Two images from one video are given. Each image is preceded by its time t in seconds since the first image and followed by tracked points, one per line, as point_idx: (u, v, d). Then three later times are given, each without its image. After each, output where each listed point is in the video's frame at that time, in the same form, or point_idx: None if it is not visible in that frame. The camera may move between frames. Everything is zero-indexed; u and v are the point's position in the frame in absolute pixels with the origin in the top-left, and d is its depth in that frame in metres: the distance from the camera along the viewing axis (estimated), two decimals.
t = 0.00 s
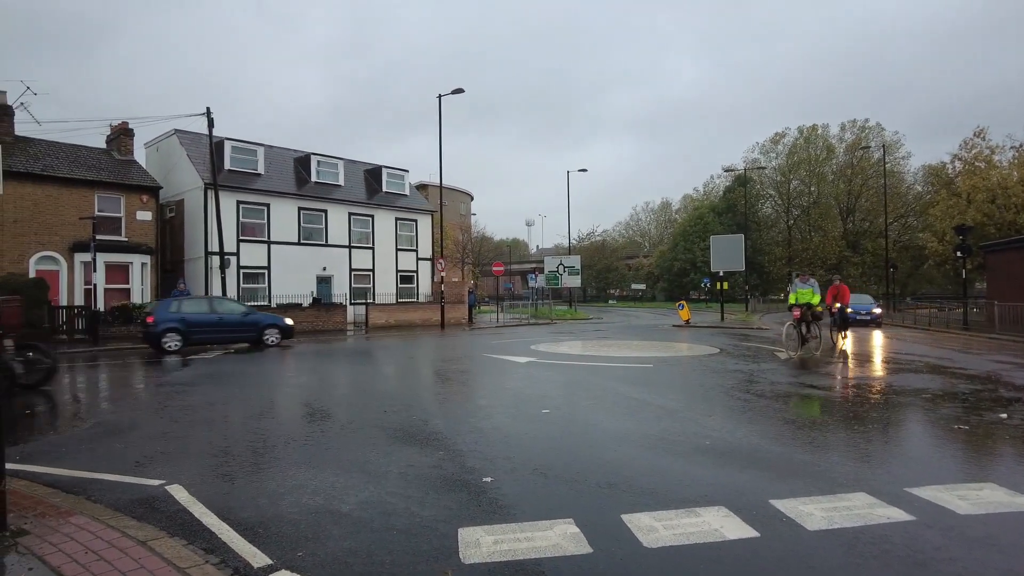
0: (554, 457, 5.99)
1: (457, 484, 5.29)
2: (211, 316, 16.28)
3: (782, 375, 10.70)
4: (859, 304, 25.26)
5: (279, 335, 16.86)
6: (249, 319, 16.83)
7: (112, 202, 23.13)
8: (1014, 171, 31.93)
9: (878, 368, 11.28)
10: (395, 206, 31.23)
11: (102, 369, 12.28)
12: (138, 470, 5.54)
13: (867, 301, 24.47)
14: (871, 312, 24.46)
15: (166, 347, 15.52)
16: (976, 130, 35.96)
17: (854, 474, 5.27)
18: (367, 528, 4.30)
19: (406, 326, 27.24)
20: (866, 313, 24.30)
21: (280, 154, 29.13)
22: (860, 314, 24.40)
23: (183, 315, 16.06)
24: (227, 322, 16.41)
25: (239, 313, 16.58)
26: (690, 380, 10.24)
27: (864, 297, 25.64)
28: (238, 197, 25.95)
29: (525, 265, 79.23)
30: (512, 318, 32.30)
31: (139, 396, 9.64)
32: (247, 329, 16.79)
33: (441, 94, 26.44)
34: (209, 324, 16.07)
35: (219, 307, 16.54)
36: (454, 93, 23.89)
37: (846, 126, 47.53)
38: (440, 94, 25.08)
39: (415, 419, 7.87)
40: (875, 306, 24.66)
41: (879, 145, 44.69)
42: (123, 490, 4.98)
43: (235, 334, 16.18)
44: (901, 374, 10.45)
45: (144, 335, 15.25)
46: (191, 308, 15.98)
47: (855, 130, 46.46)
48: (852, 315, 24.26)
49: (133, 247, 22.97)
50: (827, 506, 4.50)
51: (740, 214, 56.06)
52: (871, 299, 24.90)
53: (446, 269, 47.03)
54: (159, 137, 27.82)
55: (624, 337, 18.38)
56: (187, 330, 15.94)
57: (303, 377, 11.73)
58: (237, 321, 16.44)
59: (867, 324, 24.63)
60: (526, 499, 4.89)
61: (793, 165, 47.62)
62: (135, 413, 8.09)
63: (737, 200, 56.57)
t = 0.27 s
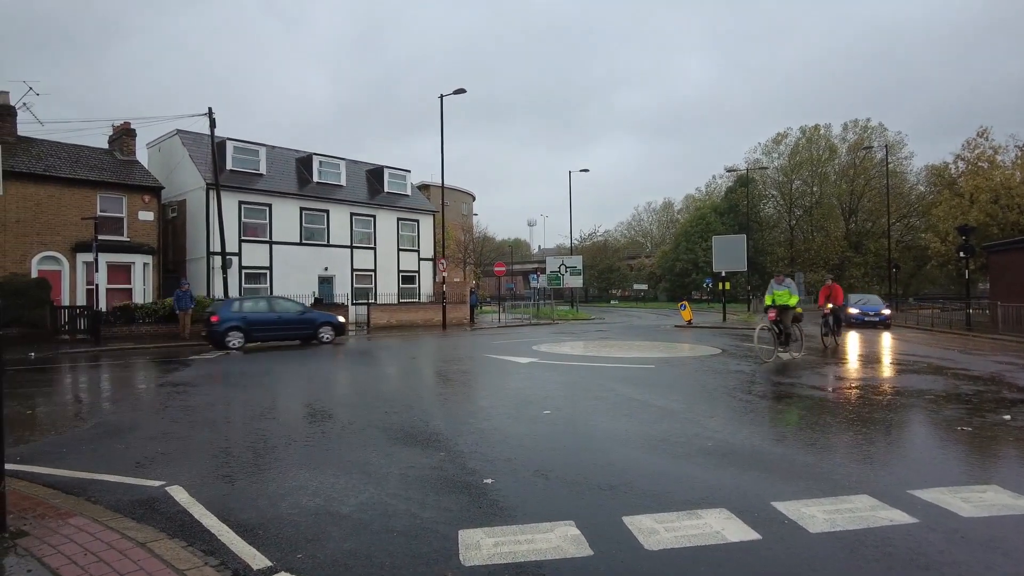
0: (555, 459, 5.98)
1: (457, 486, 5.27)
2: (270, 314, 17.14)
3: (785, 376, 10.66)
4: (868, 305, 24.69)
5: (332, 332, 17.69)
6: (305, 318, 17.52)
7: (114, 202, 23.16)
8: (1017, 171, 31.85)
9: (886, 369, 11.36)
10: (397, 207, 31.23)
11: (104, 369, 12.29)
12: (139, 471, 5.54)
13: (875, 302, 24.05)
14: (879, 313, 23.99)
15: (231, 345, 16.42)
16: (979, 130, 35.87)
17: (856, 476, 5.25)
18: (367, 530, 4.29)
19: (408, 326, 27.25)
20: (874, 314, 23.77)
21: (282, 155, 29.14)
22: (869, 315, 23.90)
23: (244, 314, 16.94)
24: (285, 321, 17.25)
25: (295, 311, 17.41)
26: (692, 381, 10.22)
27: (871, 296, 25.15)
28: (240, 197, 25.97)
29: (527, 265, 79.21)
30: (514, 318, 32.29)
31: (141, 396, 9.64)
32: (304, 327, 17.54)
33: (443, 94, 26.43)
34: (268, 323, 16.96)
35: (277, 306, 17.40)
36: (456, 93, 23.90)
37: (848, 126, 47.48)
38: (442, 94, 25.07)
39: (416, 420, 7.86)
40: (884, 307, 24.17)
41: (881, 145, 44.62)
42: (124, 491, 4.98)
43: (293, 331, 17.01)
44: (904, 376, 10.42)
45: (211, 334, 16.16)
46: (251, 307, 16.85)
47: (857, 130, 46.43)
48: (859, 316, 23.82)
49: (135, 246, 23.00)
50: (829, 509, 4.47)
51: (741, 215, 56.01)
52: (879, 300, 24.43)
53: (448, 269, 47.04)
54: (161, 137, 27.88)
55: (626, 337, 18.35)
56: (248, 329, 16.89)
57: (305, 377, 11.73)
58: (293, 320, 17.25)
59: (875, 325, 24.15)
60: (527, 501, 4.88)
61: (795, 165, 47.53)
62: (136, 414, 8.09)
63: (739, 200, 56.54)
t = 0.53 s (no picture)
0: (556, 459, 5.97)
1: (458, 486, 5.27)
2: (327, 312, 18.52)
3: (787, 377, 10.64)
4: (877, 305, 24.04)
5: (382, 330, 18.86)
6: (359, 315, 18.94)
7: (115, 202, 23.18)
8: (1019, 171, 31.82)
9: (894, 368, 11.42)
10: (398, 207, 31.25)
11: (105, 369, 12.29)
12: (140, 471, 5.53)
13: (883, 302, 23.60)
14: (887, 314, 23.45)
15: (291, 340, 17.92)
16: (981, 130, 35.87)
17: (857, 477, 5.24)
18: (367, 530, 4.28)
19: (409, 326, 27.27)
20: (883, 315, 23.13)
21: (283, 155, 29.16)
22: (877, 317, 23.33)
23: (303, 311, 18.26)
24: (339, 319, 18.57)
25: (349, 309, 18.68)
26: (693, 381, 10.22)
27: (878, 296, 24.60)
28: (242, 197, 25.98)
29: (529, 266, 79.24)
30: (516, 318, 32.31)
31: (141, 396, 9.64)
32: (358, 323, 18.95)
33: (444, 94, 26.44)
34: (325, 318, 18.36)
35: (333, 305, 18.75)
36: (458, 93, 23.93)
37: (850, 127, 47.46)
38: (444, 94, 25.09)
39: (417, 420, 7.85)
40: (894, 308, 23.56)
41: (883, 146, 44.62)
42: (124, 491, 4.98)
43: (347, 329, 18.24)
44: (905, 376, 10.40)
45: (272, 329, 17.70)
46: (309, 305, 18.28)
47: (858, 130, 46.41)
48: (868, 318, 23.30)
49: (136, 246, 23.01)
50: (830, 510, 4.46)
51: (743, 215, 56.00)
52: (887, 299, 23.91)
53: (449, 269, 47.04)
54: (162, 137, 27.90)
55: (627, 337, 18.36)
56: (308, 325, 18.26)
57: (305, 377, 11.74)
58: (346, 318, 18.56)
59: (884, 326, 23.58)
60: (527, 502, 4.86)
61: (797, 166, 47.47)
62: (136, 414, 8.08)
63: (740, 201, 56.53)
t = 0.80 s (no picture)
0: (558, 460, 5.96)
1: (459, 487, 5.27)
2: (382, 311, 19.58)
3: (789, 378, 10.62)
4: (888, 307, 23.19)
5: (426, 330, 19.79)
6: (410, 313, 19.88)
7: (117, 202, 23.21)
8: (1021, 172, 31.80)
9: (903, 368, 11.55)
10: (399, 207, 31.28)
11: (107, 369, 12.31)
12: (141, 470, 5.54)
13: (893, 303, 22.76)
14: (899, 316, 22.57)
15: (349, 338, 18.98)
16: (982, 131, 35.85)
17: (858, 478, 5.22)
18: (369, 531, 4.28)
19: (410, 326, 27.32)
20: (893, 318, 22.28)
21: (285, 155, 29.18)
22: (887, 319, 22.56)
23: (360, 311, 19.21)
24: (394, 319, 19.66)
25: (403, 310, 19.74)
26: (695, 382, 10.20)
27: (887, 297, 23.91)
28: (243, 197, 26.01)
29: (530, 266, 79.21)
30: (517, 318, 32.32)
31: (143, 396, 9.65)
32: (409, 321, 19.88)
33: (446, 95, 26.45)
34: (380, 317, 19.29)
35: (386, 305, 19.73)
36: (459, 93, 23.97)
37: (851, 128, 47.43)
38: (445, 94, 25.13)
39: (417, 421, 7.85)
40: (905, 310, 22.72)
41: (884, 146, 44.61)
42: (125, 491, 4.98)
43: (403, 330, 19.33)
44: (907, 377, 10.39)
45: (333, 328, 18.58)
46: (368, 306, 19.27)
47: (860, 131, 46.38)
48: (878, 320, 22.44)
49: (138, 247, 23.04)
50: (832, 511, 4.45)
51: (744, 216, 55.96)
52: (897, 300, 23.25)
53: (450, 270, 47.07)
54: (164, 137, 27.93)
55: (628, 338, 18.35)
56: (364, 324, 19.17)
57: (306, 377, 11.74)
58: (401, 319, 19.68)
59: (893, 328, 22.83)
60: (528, 502, 4.86)
61: (798, 167, 47.40)
62: (138, 414, 8.10)
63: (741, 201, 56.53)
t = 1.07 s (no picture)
0: (561, 461, 5.94)
1: (460, 487, 5.27)
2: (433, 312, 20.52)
3: (791, 379, 10.61)
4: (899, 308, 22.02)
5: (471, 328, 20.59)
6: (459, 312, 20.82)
7: (119, 203, 23.25)
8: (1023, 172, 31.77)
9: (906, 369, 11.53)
10: (401, 208, 31.29)
11: (109, 368, 12.34)
12: (143, 470, 5.55)
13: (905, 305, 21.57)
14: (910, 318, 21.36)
15: (402, 336, 19.94)
16: (984, 132, 35.83)
17: (860, 479, 5.21)
18: (370, 531, 4.29)
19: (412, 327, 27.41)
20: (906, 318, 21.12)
21: (287, 156, 29.22)
22: (899, 320, 21.36)
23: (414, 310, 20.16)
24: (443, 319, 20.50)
25: (452, 310, 20.62)
26: (697, 383, 10.19)
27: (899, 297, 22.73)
28: (245, 198, 26.05)
29: (531, 267, 79.19)
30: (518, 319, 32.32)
31: (145, 396, 9.68)
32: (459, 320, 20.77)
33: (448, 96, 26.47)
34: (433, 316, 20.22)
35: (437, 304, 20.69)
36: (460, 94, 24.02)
37: (853, 129, 47.42)
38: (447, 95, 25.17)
39: (419, 421, 7.85)
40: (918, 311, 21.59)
41: (886, 147, 44.60)
42: (127, 490, 4.99)
43: (452, 328, 20.18)
44: (909, 378, 10.38)
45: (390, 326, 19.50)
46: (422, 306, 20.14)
47: (862, 131, 46.32)
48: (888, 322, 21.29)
49: (140, 247, 23.09)
50: (834, 512, 4.45)
51: (746, 216, 55.93)
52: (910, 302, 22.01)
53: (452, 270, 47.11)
54: (166, 138, 27.99)
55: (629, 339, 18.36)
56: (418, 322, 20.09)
57: (307, 378, 11.76)
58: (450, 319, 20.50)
59: (905, 330, 21.72)
60: (529, 503, 4.85)
61: (800, 168, 47.34)
62: (140, 414, 8.11)
63: (743, 202, 56.46)
